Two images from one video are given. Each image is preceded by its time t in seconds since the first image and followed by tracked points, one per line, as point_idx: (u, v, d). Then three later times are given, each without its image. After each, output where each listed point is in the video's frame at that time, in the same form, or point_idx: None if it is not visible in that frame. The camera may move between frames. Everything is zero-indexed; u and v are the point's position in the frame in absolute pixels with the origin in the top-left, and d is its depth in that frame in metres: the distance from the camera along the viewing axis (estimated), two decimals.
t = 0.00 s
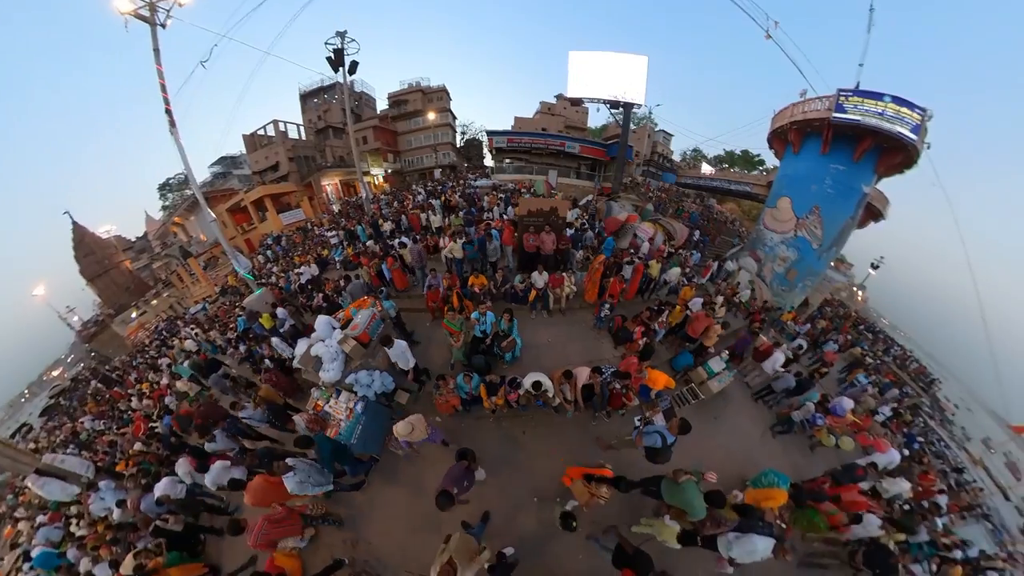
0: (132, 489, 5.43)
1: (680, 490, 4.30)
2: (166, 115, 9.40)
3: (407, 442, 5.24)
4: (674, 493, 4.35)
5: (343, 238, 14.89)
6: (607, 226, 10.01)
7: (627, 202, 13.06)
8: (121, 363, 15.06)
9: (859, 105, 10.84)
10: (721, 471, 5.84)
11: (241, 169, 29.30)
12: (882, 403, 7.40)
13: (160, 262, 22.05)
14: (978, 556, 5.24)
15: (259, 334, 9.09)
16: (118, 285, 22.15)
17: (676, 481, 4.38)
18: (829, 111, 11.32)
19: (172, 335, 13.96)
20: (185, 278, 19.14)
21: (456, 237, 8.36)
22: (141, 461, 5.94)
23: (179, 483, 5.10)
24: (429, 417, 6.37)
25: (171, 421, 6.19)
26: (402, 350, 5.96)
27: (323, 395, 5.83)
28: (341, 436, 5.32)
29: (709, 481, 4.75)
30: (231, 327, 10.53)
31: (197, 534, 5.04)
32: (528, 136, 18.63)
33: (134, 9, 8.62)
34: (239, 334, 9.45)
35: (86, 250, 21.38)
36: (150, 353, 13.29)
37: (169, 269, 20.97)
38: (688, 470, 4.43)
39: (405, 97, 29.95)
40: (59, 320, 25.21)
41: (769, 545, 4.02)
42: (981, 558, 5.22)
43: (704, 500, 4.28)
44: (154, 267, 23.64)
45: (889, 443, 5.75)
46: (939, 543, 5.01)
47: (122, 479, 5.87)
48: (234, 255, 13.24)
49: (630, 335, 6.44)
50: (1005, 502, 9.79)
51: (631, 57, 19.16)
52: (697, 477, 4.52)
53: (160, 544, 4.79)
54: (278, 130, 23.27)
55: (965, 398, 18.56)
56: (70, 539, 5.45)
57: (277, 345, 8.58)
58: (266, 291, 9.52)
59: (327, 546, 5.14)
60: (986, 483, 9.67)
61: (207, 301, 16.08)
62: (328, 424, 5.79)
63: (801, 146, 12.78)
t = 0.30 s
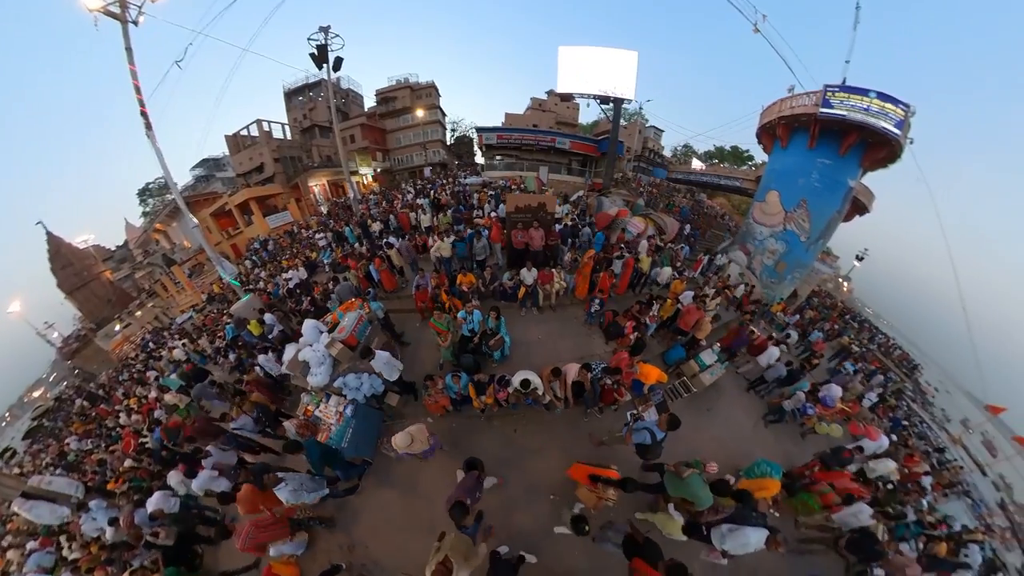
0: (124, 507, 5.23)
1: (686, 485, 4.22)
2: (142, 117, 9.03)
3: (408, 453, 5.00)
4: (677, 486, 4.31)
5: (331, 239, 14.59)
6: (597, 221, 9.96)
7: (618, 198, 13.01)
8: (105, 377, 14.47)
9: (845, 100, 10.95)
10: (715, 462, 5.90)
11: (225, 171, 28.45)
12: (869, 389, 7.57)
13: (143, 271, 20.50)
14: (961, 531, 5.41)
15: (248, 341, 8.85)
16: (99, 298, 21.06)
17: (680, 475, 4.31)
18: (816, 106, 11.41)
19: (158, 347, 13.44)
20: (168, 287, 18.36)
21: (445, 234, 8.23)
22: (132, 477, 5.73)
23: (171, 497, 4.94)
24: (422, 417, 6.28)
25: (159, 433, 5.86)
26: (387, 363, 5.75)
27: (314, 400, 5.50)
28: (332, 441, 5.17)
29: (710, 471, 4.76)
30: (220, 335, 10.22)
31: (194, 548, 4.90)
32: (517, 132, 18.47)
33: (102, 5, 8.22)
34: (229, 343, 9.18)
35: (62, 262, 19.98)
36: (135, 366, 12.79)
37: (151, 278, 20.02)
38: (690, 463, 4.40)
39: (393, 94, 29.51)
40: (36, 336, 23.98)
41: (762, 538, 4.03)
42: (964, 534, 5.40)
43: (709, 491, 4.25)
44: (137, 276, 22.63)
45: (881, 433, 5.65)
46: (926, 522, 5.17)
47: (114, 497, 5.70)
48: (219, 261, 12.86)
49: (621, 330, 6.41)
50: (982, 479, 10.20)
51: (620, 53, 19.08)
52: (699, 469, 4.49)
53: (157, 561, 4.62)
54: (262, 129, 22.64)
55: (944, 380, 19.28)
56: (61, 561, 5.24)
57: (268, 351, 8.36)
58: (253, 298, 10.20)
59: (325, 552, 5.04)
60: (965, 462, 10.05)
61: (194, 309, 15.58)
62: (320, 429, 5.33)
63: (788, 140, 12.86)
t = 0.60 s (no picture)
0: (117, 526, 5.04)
1: (686, 467, 4.18)
2: (115, 120, 8.65)
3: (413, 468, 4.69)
4: (677, 467, 4.26)
5: (318, 241, 14.26)
6: (589, 216, 9.89)
7: (609, 193, 12.95)
8: (91, 393, 13.95)
9: (833, 95, 11.05)
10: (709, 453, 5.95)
11: (209, 174, 27.61)
12: (856, 375, 7.72)
13: (126, 281, 19.70)
14: (942, 506, 5.71)
15: (237, 350, 8.61)
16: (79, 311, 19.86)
17: (680, 458, 4.27)
18: (804, 102, 11.49)
19: (145, 359, 13.04)
20: (152, 296, 17.73)
21: (433, 234, 8.10)
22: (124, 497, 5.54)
23: (164, 514, 4.72)
24: (413, 419, 6.19)
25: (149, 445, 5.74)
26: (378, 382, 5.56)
27: (304, 407, 5.34)
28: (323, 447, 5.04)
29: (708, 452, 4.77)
30: (207, 345, 9.93)
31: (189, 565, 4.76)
32: (507, 129, 18.28)
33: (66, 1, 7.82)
34: (216, 353, 8.91)
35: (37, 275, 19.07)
36: (121, 380, 12.37)
37: (134, 288, 19.31)
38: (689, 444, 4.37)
39: (380, 91, 29.07)
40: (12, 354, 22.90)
41: (755, 532, 4.04)
42: (947, 511, 5.64)
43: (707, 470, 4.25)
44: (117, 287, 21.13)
45: (869, 421, 5.62)
46: (912, 503, 5.34)
47: (107, 519, 5.53)
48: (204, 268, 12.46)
49: (612, 326, 6.34)
50: (961, 458, 10.61)
51: (608, 47, 18.96)
52: (697, 450, 4.47)
53: None
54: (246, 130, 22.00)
55: (923, 364, 19.99)
56: None
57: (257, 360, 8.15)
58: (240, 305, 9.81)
59: (323, 561, 4.95)
60: (946, 443, 10.41)
61: (182, 319, 15.15)
62: (311, 437, 5.07)
63: (777, 134, 12.92)
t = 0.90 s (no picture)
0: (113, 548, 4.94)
1: (686, 448, 4.52)
2: (84, 124, 8.25)
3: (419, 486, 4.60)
4: (679, 449, 4.60)
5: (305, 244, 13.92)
6: (580, 212, 9.80)
7: (600, 189, 12.85)
8: (77, 410, 13.46)
9: (821, 91, 11.09)
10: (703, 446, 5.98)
11: (191, 178, 26.72)
12: (845, 363, 7.83)
13: (106, 294, 18.75)
14: (927, 486, 5.89)
15: (226, 360, 8.40)
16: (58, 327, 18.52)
17: (681, 440, 4.63)
18: (793, 97, 11.49)
19: (132, 374, 12.60)
20: (135, 308, 16.91)
21: (421, 235, 7.93)
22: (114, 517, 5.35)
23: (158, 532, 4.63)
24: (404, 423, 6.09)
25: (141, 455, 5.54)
26: (365, 407, 5.29)
27: (294, 415, 5.24)
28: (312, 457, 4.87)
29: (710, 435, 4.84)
30: (194, 356, 9.63)
31: None
32: (496, 125, 18.04)
33: None
34: (204, 364, 8.65)
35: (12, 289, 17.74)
36: (107, 397, 11.94)
37: (116, 300, 18.46)
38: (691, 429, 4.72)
39: (367, 88, 28.63)
40: None
41: (751, 528, 4.00)
42: (932, 491, 5.82)
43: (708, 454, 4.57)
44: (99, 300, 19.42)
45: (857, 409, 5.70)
46: (900, 486, 5.47)
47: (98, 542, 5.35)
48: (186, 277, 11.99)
49: (604, 323, 6.28)
50: (943, 439, 10.97)
51: (597, 41, 18.76)
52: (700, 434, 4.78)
53: None
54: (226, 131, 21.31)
55: (906, 349, 20.61)
56: None
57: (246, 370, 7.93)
58: (225, 314, 9.33)
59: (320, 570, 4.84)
60: (930, 425, 10.73)
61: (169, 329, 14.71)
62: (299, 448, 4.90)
63: (766, 129, 12.92)
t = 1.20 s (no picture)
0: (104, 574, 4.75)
1: (687, 437, 4.54)
2: (50, 130, 7.85)
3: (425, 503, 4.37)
4: (681, 439, 4.62)
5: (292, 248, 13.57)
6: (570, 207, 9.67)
7: (592, 185, 12.74)
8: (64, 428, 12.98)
9: (810, 86, 11.06)
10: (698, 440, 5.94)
11: (173, 183, 25.81)
12: (834, 352, 7.92)
13: (87, 307, 17.69)
14: (914, 468, 5.96)
15: (214, 371, 8.16)
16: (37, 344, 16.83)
17: (683, 430, 4.62)
18: (783, 92, 11.44)
19: (118, 391, 12.06)
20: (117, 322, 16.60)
21: (408, 235, 7.73)
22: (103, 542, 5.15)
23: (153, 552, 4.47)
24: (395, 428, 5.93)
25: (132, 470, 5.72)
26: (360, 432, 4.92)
27: (284, 426, 5.13)
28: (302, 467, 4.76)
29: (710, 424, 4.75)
30: (182, 369, 9.32)
31: None
32: (486, 121, 17.80)
33: None
34: (193, 377, 8.39)
35: None
36: (94, 414, 11.50)
37: (99, 314, 17.53)
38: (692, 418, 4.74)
39: (353, 85, 28.07)
40: None
41: (746, 528, 3.93)
42: (918, 472, 5.90)
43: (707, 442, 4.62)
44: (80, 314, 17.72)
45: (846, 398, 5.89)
46: (889, 470, 5.57)
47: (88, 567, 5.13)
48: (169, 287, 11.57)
49: (596, 321, 6.18)
50: (927, 421, 11.28)
51: (585, 34, 18.55)
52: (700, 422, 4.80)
53: None
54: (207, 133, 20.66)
55: (889, 335, 21.17)
56: None
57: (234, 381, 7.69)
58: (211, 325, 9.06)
59: None
60: (914, 408, 11.01)
61: (156, 341, 14.26)
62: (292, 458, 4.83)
63: (756, 123, 12.88)
